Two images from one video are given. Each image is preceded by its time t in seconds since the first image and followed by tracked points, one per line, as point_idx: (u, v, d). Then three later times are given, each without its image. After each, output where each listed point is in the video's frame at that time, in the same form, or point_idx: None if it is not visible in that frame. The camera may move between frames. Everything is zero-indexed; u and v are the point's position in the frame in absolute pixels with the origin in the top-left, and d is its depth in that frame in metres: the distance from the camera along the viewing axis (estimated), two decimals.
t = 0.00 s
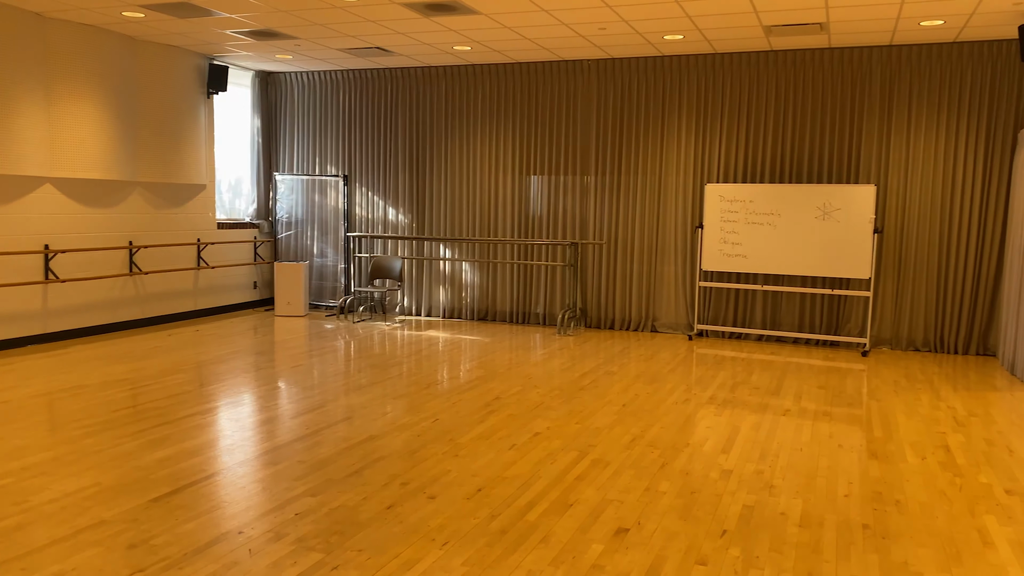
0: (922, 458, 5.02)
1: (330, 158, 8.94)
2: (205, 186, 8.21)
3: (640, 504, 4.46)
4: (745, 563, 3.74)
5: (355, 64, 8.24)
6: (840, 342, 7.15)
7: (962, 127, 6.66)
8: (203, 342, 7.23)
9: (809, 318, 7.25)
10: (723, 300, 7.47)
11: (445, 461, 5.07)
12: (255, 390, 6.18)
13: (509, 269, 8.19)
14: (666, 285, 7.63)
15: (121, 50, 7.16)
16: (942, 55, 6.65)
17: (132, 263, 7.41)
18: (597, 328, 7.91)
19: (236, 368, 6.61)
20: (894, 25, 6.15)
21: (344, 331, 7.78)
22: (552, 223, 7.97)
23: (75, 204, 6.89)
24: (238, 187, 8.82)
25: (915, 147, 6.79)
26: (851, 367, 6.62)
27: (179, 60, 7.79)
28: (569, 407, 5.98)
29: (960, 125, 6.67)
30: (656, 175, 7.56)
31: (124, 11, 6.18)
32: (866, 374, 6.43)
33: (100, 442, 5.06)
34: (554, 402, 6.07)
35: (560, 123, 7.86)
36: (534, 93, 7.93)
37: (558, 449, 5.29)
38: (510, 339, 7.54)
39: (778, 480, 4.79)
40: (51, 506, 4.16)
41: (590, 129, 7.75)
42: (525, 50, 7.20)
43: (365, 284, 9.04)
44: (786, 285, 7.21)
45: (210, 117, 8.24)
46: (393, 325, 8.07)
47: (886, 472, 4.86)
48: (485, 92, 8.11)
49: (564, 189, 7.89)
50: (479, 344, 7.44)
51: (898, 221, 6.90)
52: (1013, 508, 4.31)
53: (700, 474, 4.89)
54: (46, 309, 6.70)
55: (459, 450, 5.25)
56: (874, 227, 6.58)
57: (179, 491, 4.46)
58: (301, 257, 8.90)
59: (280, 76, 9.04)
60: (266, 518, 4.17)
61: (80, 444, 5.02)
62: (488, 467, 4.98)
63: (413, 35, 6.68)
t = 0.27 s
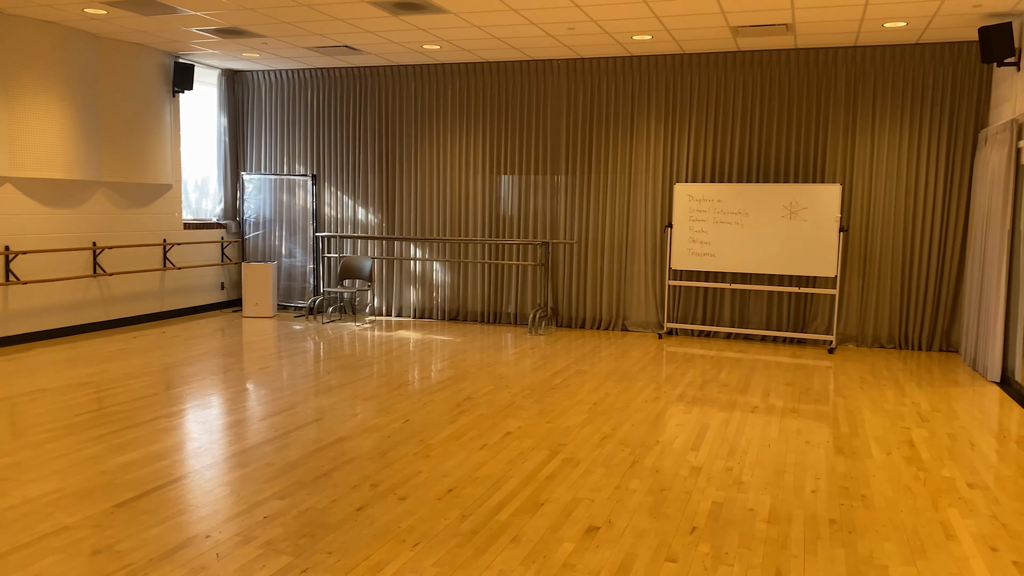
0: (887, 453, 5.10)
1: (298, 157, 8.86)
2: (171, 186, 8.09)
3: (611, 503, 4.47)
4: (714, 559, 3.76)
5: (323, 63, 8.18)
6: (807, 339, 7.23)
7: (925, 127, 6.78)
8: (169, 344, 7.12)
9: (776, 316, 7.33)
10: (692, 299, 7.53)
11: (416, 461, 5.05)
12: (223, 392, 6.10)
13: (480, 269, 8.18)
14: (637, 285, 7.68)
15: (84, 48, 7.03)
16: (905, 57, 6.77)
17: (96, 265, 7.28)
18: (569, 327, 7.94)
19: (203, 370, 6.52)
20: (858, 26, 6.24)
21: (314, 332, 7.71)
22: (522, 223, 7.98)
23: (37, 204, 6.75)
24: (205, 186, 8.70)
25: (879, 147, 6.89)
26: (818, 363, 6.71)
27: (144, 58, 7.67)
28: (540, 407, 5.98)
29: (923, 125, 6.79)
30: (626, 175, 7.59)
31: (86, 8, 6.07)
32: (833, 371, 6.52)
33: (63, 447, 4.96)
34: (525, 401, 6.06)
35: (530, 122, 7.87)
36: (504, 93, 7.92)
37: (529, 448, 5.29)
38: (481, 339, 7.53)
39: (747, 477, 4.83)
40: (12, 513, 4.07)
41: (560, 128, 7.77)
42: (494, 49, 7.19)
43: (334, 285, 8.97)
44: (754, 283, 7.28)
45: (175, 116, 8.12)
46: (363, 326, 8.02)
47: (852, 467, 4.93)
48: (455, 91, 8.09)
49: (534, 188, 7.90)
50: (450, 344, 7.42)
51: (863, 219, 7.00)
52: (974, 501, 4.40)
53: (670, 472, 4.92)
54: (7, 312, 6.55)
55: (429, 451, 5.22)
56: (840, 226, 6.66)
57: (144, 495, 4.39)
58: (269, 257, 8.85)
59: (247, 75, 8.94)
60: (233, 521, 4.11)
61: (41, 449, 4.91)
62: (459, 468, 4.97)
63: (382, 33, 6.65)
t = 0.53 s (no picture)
0: (853, 449, 5.16)
1: (266, 156, 8.77)
2: (136, 186, 7.96)
3: (581, 501, 4.48)
4: (684, 556, 3.78)
5: (291, 61, 8.11)
6: (775, 337, 7.30)
7: (889, 127, 6.88)
8: (135, 346, 7.01)
9: (745, 314, 7.40)
10: (662, 297, 7.58)
11: (385, 463, 5.01)
12: (189, 395, 6.01)
13: (451, 268, 8.16)
14: (607, 283, 7.70)
15: (45, 45, 6.90)
16: (869, 57, 6.87)
17: (59, 266, 7.14)
18: (540, 326, 7.94)
19: (169, 372, 6.42)
20: (824, 27, 6.31)
21: (282, 333, 7.63)
22: (493, 222, 7.97)
23: None
24: (170, 186, 8.57)
25: (844, 147, 6.98)
26: (786, 361, 6.77)
27: (107, 56, 7.54)
28: (511, 406, 5.97)
29: (887, 125, 6.89)
30: (596, 174, 7.62)
31: (47, 4, 5.95)
32: (800, 368, 6.59)
33: (24, 452, 4.86)
34: (497, 400, 6.05)
35: (500, 122, 7.86)
36: (474, 92, 7.91)
37: (500, 448, 5.27)
38: (452, 339, 7.51)
39: (716, 474, 4.86)
40: None
41: (530, 128, 7.77)
42: (464, 48, 7.18)
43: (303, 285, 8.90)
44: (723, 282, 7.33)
45: (140, 114, 8.00)
46: (332, 326, 7.95)
47: (819, 463, 4.98)
48: (424, 90, 8.06)
49: (505, 188, 7.89)
50: (421, 344, 7.39)
51: (829, 218, 7.08)
52: (938, 495, 4.46)
53: (640, 470, 4.94)
54: None
55: (400, 452, 5.19)
56: (806, 225, 6.74)
57: (108, 500, 4.31)
58: (237, 258, 8.74)
59: (213, 73, 8.83)
60: (200, 525, 4.06)
61: (1, 454, 4.81)
62: (429, 468, 4.94)
63: (350, 32, 6.60)
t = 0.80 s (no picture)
0: (820, 445, 5.22)
1: (233, 155, 8.69)
2: (100, 186, 7.84)
3: (551, 501, 4.48)
4: (652, 554, 3.80)
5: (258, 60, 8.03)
6: (744, 335, 7.36)
7: (854, 127, 6.97)
8: (99, 349, 6.90)
9: (714, 312, 7.46)
10: (632, 296, 7.62)
11: (354, 464, 4.98)
12: (155, 397, 5.93)
13: (421, 268, 8.14)
14: (578, 283, 7.73)
15: (6, 42, 6.76)
16: (835, 58, 6.95)
17: (21, 267, 7.01)
18: (511, 326, 7.95)
19: (134, 375, 6.33)
20: (790, 28, 6.37)
21: (251, 334, 7.56)
22: (464, 222, 7.96)
23: None
24: (136, 185, 8.44)
25: (811, 147, 7.06)
26: (754, 359, 6.83)
27: (70, 53, 7.42)
28: (482, 406, 5.95)
29: (853, 125, 6.97)
30: (567, 174, 7.63)
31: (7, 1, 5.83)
32: (768, 366, 6.65)
33: None
34: (467, 400, 6.03)
35: (471, 122, 7.85)
36: (445, 91, 7.89)
37: (470, 449, 5.26)
38: (423, 339, 7.49)
39: (684, 472, 4.89)
40: None
41: (501, 127, 7.76)
42: (433, 47, 7.16)
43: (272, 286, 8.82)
44: (692, 280, 7.38)
45: (104, 113, 7.88)
46: (301, 327, 7.89)
47: (786, 460, 5.03)
48: (394, 89, 8.03)
49: (475, 187, 7.88)
50: (392, 345, 7.36)
51: (796, 217, 7.16)
52: (902, 490, 4.52)
53: (609, 468, 4.96)
54: None
55: (369, 453, 5.15)
56: (773, 224, 6.80)
57: (69, 506, 4.23)
58: (205, 258, 8.67)
59: (179, 71, 8.73)
60: (164, 530, 4.00)
61: None
62: (398, 470, 4.92)
63: (318, 30, 6.56)
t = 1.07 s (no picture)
0: (786, 443, 5.25)
1: (200, 154, 8.61)
2: (64, 185, 7.71)
3: (519, 501, 4.48)
4: (618, 553, 3.80)
5: (225, 58, 7.96)
6: (713, 334, 7.41)
7: (820, 128, 7.05)
8: (63, 350, 6.80)
9: (683, 311, 7.51)
10: (602, 296, 7.66)
11: (322, 466, 4.94)
12: (119, 399, 5.85)
13: (392, 269, 8.12)
14: (549, 283, 7.76)
15: None
16: (801, 60, 7.02)
17: None
18: (482, 326, 7.93)
19: (98, 377, 6.24)
20: (757, 30, 6.42)
21: (218, 335, 7.49)
22: (434, 222, 7.96)
23: None
24: (100, 185, 8.33)
25: (779, 148, 7.13)
26: (723, 358, 6.87)
27: (31, 49, 7.29)
28: (451, 407, 5.93)
29: (819, 126, 7.05)
30: (537, 174, 7.65)
31: None
32: (737, 365, 6.69)
33: None
34: (436, 401, 6.01)
35: (441, 121, 7.84)
36: (415, 90, 7.87)
37: (438, 449, 5.23)
38: (393, 340, 7.46)
39: (652, 470, 4.91)
40: None
41: (471, 127, 7.76)
42: (402, 46, 7.13)
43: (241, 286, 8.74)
44: (661, 280, 7.43)
45: (67, 112, 7.75)
46: (269, 329, 7.83)
47: (753, 458, 5.05)
48: (363, 88, 8.00)
49: (445, 187, 7.88)
50: (361, 345, 7.33)
51: (764, 217, 7.23)
52: (867, 487, 4.54)
53: (577, 467, 4.97)
54: None
55: (336, 455, 5.11)
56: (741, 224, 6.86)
57: (28, 511, 4.16)
58: (171, 258, 8.63)
59: (143, 69, 8.62)
60: (125, 535, 3.95)
61: None
62: (366, 471, 4.89)
63: (285, 28, 6.50)
